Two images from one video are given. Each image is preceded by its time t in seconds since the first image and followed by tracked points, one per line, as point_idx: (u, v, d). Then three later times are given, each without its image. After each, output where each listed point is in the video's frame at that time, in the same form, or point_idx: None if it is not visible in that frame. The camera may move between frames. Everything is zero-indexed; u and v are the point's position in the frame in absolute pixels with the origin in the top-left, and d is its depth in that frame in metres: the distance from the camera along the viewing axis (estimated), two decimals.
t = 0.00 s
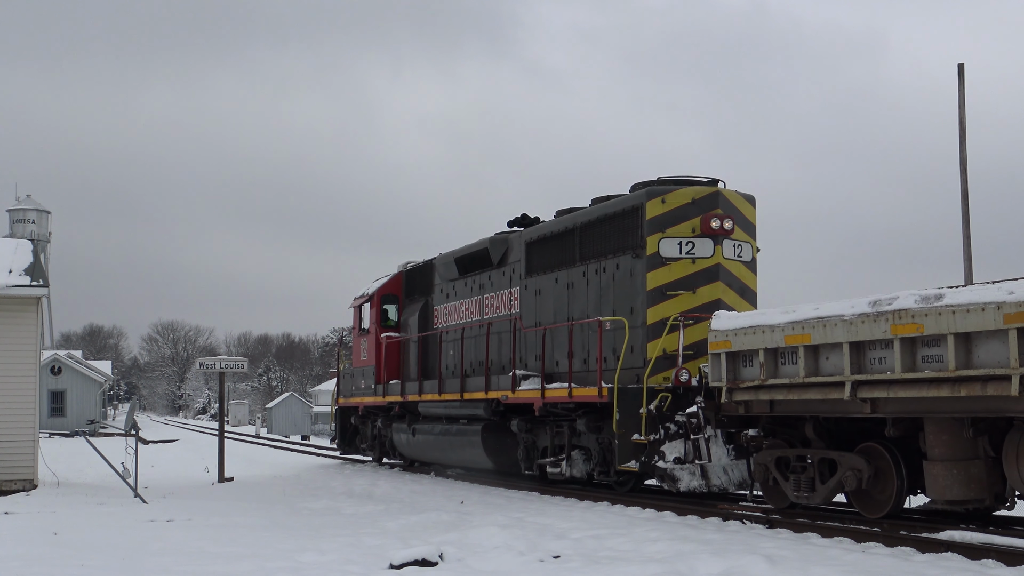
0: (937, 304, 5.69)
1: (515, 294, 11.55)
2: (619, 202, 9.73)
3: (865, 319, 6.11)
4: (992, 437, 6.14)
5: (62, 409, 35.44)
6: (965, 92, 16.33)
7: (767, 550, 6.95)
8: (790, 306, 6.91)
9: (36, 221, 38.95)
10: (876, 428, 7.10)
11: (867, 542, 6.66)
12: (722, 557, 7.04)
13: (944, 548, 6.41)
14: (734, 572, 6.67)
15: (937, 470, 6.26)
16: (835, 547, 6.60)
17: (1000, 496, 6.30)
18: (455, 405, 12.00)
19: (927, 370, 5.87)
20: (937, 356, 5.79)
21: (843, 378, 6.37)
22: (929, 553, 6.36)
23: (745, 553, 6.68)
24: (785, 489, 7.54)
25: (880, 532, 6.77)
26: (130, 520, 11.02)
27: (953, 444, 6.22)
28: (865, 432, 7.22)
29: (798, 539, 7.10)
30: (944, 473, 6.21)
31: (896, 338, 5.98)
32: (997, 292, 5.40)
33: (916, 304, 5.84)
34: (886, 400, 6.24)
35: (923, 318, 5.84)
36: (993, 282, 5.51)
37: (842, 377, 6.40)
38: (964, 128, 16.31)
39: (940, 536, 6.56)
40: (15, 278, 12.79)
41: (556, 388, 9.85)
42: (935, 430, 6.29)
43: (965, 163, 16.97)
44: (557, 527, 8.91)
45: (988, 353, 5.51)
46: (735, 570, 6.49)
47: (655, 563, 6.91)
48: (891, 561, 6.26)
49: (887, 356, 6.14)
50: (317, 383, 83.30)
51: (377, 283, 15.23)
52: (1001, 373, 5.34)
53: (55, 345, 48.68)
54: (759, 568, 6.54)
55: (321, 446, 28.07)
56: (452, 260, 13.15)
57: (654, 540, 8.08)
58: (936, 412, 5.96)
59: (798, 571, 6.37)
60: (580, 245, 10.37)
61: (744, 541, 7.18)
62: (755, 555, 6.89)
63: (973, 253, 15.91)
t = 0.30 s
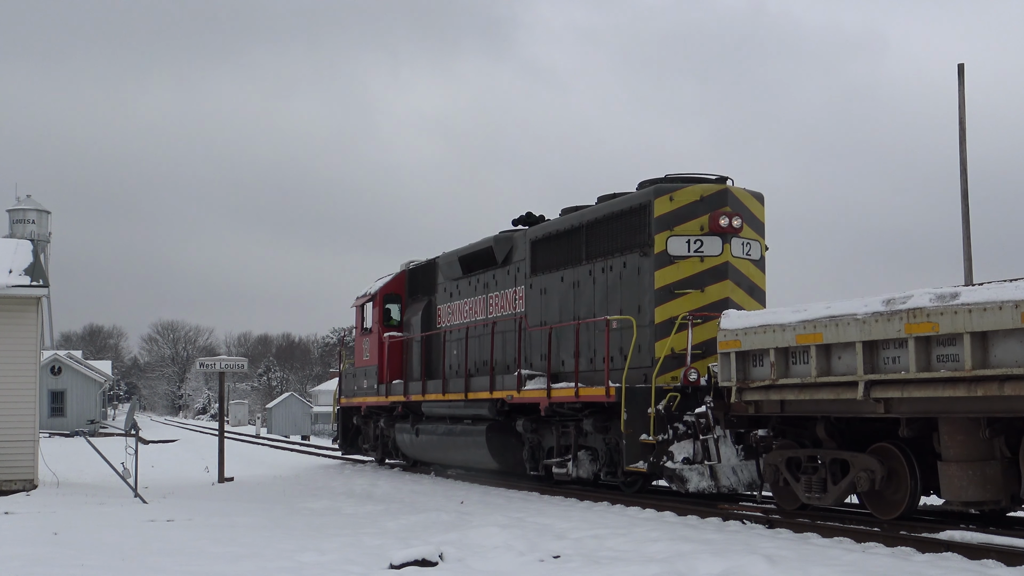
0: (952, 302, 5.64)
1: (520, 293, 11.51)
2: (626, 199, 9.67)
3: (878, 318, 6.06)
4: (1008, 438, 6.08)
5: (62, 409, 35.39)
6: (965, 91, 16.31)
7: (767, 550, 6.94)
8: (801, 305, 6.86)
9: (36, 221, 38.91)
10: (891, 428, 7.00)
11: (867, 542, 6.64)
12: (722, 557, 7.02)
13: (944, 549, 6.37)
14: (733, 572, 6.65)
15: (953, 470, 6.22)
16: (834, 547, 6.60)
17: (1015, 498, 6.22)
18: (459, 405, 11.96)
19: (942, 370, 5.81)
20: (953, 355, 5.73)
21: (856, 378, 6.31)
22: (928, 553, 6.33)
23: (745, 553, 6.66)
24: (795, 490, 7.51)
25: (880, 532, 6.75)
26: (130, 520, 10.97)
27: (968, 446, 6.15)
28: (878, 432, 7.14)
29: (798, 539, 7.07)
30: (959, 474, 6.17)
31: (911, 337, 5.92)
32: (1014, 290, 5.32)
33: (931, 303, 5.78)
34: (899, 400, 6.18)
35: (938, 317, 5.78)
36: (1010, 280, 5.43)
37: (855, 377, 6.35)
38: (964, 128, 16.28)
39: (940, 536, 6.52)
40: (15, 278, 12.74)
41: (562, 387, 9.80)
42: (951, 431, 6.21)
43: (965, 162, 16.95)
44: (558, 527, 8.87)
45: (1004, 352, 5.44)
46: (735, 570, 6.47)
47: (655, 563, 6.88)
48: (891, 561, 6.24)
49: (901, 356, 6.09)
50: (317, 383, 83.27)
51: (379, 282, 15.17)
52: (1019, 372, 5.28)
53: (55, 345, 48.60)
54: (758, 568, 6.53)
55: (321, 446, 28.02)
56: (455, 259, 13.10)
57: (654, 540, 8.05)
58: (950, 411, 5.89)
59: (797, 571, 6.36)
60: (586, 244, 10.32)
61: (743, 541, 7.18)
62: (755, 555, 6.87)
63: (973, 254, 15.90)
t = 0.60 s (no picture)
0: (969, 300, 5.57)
1: (525, 292, 11.46)
2: (633, 197, 9.62)
3: (893, 317, 5.99)
4: None
5: (62, 409, 35.33)
6: (965, 91, 16.30)
7: (768, 550, 6.92)
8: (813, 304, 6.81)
9: (36, 221, 38.87)
10: (904, 428, 6.91)
11: (867, 542, 6.63)
12: (722, 557, 7.01)
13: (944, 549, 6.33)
14: (733, 572, 6.64)
15: (969, 471, 6.15)
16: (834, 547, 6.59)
17: None
18: (463, 405, 11.90)
19: (958, 369, 5.74)
20: (969, 354, 5.66)
21: (870, 377, 6.24)
22: (928, 553, 6.30)
23: (745, 552, 6.65)
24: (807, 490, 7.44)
25: (879, 532, 6.75)
26: (130, 520, 10.91)
27: (984, 446, 6.09)
28: (890, 432, 7.06)
29: (798, 539, 7.04)
30: (976, 476, 6.10)
31: (926, 335, 5.86)
32: None
33: (947, 301, 5.71)
34: (914, 399, 6.10)
35: (954, 315, 5.72)
36: None
37: (869, 376, 6.28)
38: (964, 128, 16.24)
39: (941, 536, 6.48)
40: (15, 278, 12.68)
41: (569, 387, 9.74)
42: (966, 431, 6.14)
43: (965, 161, 16.91)
44: (558, 527, 8.83)
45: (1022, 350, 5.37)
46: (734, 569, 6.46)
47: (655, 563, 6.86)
48: (891, 561, 6.21)
49: (916, 354, 6.01)
50: (317, 383, 83.21)
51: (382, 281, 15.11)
52: None
53: (54, 345, 48.45)
54: (758, 568, 6.52)
55: (322, 446, 27.96)
56: (459, 258, 13.05)
57: (654, 539, 8.01)
58: (965, 411, 5.83)
59: (797, 571, 6.35)
60: (592, 242, 10.26)
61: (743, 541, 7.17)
62: (755, 555, 6.84)
63: (973, 254, 15.87)
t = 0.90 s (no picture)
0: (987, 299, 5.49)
1: (530, 290, 11.40)
2: (640, 194, 9.56)
3: (908, 315, 5.92)
4: None
5: (62, 409, 35.27)
6: (964, 91, 16.28)
7: (768, 551, 6.93)
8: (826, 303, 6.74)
9: (36, 221, 38.80)
10: (916, 428, 6.83)
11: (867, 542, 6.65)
12: (722, 557, 7.01)
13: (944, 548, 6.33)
14: (733, 573, 6.64)
15: (985, 471, 6.09)
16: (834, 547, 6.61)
17: None
18: (467, 405, 11.85)
19: (975, 368, 5.67)
20: (986, 353, 5.59)
21: (884, 376, 6.17)
22: (929, 553, 6.30)
23: (745, 553, 6.65)
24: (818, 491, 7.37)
25: (879, 532, 6.79)
26: (130, 521, 10.85)
27: (1001, 448, 6.02)
28: (903, 433, 6.99)
29: (798, 539, 7.05)
30: (992, 476, 6.04)
31: (942, 334, 5.78)
32: None
33: (964, 299, 5.64)
34: (929, 399, 6.02)
35: (971, 314, 5.65)
36: None
37: (883, 375, 6.21)
38: (964, 128, 16.19)
39: (941, 536, 6.47)
40: (15, 278, 12.63)
41: (575, 386, 9.68)
42: (983, 432, 6.07)
43: (965, 161, 16.88)
44: (558, 527, 8.79)
45: None
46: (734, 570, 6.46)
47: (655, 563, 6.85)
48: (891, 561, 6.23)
49: (931, 354, 5.94)
50: (317, 383, 83.16)
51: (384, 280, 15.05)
52: None
53: (55, 345, 48.39)
54: (758, 568, 6.52)
55: (322, 446, 27.90)
56: (463, 257, 12.99)
57: (654, 539, 7.98)
58: (980, 410, 5.77)
59: (797, 571, 6.35)
60: (598, 240, 10.21)
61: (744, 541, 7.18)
62: (755, 555, 6.84)
63: (972, 254, 15.87)
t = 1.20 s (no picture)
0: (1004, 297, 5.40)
1: (536, 289, 11.35)
2: (648, 192, 9.50)
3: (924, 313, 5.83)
4: None
5: (62, 409, 35.22)
6: (964, 91, 16.25)
7: (767, 551, 6.96)
8: (838, 301, 6.67)
9: (36, 221, 38.74)
10: (931, 427, 6.77)
11: (868, 542, 6.67)
12: (720, 557, 7.05)
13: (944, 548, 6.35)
14: (732, 573, 6.66)
15: (1000, 472, 6.03)
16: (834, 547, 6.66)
17: None
18: (472, 404, 11.80)
19: (992, 367, 5.58)
20: (1004, 352, 5.50)
21: (899, 376, 6.09)
22: (928, 553, 6.34)
23: (744, 553, 6.67)
24: (830, 492, 7.29)
25: (879, 532, 6.80)
26: (130, 521, 10.80)
27: (1018, 449, 5.96)
28: (917, 434, 6.91)
29: (798, 539, 7.10)
30: (1008, 477, 5.97)
31: (958, 333, 5.69)
32: None
33: (981, 297, 5.54)
34: (945, 398, 5.95)
35: (988, 312, 5.55)
36: None
37: (897, 375, 6.13)
38: (964, 128, 16.14)
39: (940, 535, 6.48)
40: (15, 278, 12.58)
41: (582, 386, 9.62)
42: (999, 432, 6.01)
43: (965, 162, 16.83)
44: (558, 527, 8.76)
45: None
46: (734, 570, 6.46)
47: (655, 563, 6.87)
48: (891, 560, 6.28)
49: (947, 353, 5.86)
50: (317, 383, 83.13)
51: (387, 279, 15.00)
52: None
53: (55, 345, 48.29)
54: (757, 568, 6.54)
55: (321, 446, 27.86)
56: (467, 255, 12.94)
57: (654, 539, 7.96)
58: (996, 410, 5.70)
59: (797, 571, 6.35)
60: (605, 239, 10.16)
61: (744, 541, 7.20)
62: (755, 555, 6.85)
63: (972, 255, 15.88)
